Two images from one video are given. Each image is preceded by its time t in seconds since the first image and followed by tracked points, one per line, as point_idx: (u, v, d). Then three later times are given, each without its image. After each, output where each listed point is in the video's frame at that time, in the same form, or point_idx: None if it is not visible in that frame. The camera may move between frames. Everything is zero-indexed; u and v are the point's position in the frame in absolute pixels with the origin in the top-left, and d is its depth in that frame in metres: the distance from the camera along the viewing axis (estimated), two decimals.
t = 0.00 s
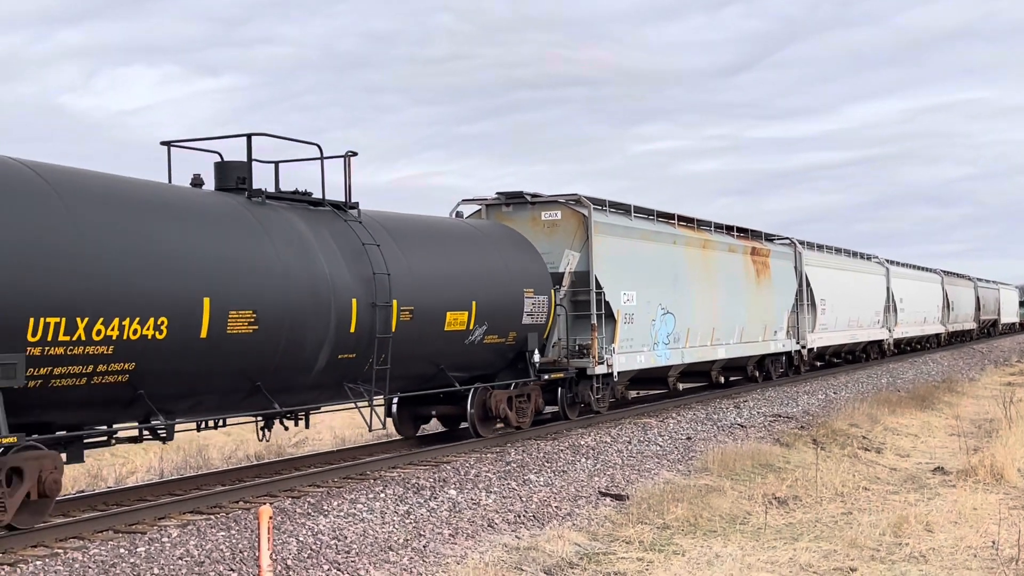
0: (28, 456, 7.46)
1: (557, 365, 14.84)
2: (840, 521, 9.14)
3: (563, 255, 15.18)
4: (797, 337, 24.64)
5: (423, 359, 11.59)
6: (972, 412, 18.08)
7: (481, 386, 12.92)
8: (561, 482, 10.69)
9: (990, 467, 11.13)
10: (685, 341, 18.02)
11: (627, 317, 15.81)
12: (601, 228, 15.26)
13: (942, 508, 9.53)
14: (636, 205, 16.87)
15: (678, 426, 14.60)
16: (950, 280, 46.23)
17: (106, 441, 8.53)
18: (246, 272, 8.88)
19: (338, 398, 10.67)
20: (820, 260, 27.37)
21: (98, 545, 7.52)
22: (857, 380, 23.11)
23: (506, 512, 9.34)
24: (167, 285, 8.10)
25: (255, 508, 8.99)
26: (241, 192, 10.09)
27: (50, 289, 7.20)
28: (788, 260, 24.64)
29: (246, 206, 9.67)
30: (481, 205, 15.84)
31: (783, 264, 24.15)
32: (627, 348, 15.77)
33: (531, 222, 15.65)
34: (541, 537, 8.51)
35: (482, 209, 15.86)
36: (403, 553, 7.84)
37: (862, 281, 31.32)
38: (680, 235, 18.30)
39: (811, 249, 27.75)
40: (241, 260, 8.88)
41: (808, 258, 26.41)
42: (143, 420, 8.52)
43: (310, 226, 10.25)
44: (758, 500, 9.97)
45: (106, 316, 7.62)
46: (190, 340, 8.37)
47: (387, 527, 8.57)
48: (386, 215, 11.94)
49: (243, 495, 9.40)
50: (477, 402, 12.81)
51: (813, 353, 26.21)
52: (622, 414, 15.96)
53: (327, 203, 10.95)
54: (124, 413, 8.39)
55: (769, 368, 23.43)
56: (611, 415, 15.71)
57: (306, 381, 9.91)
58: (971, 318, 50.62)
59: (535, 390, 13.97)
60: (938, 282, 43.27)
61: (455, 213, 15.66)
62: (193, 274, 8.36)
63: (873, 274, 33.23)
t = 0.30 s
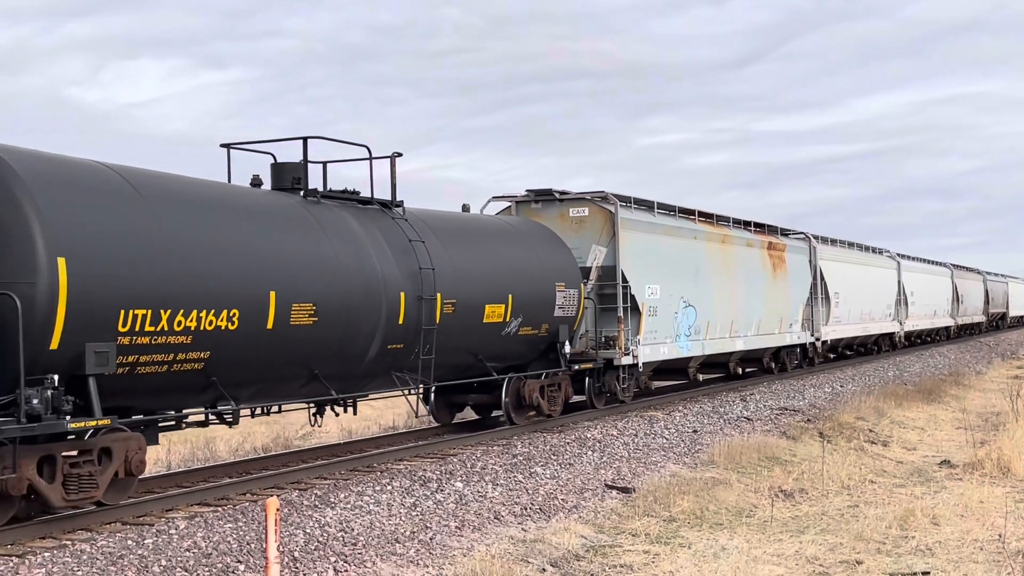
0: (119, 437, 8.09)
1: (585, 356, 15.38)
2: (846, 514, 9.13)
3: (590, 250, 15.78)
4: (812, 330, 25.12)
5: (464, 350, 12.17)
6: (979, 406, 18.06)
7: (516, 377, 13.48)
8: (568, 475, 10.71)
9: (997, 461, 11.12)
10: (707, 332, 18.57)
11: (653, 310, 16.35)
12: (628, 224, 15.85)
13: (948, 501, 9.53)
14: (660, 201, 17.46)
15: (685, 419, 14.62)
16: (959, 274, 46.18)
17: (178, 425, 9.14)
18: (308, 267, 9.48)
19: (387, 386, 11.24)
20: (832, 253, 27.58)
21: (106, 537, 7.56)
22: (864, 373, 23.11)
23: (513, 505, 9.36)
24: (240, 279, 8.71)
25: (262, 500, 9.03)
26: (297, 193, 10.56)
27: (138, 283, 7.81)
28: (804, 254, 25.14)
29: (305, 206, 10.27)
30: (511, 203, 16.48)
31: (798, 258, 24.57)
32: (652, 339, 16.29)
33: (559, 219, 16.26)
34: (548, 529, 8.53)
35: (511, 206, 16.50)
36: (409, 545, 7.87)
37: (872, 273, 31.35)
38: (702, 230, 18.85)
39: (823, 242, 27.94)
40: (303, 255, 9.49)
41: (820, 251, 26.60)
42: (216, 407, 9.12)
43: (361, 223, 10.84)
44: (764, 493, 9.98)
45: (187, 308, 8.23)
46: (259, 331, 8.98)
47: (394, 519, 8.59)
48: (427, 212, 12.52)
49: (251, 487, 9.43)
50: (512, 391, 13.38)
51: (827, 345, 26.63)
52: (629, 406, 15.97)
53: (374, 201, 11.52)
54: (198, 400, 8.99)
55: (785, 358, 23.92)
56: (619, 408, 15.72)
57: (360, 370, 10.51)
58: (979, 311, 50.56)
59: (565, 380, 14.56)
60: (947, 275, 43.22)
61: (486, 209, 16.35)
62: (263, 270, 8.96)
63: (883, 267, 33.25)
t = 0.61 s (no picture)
0: (200, 419, 8.86)
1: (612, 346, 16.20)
2: (852, 506, 9.14)
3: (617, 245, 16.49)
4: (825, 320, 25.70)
5: (502, 339, 12.99)
6: (985, 397, 18.05)
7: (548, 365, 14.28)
8: (573, 466, 10.72)
9: (1003, 452, 11.11)
10: (726, 322, 19.38)
11: (676, 301, 17.16)
12: (653, 218, 16.67)
13: (954, 492, 9.54)
14: (683, 197, 18.26)
15: (690, 411, 14.63)
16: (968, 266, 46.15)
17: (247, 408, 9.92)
18: (364, 262, 10.26)
19: (433, 372, 12.02)
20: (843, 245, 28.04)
21: (113, 528, 7.59)
22: (870, 364, 23.11)
23: (518, 496, 9.38)
24: (306, 272, 9.51)
25: (268, 491, 9.05)
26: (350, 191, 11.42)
27: (221, 276, 8.63)
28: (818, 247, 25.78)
29: (359, 204, 11.05)
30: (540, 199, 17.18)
31: (812, 250, 25.23)
32: (675, 330, 17.08)
33: (587, 214, 16.94)
34: (553, 521, 8.54)
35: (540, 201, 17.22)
36: (415, 537, 7.89)
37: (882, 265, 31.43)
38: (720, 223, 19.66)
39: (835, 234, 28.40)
40: (360, 251, 10.29)
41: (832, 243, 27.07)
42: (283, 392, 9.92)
43: (411, 220, 11.64)
44: (769, 485, 9.98)
45: (260, 299, 9.03)
46: (323, 320, 9.78)
47: (399, 511, 8.61)
48: (468, 208, 13.33)
49: (257, 479, 9.45)
50: (544, 378, 14.17)
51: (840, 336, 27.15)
52: (634, 398, 16.00)
53: (420, 199, 12.34)
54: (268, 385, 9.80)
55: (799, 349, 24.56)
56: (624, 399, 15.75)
57: (410, 357, 11.30)
58: (987, 302, 50.52)
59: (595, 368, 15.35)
60: (956, 267, 43.19)
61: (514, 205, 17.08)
62: (327, 264, 9.76)
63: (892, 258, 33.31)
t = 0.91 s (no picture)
0: (261, 404, 9.55)
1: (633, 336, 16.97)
2: (855, 498, 9.15)
3: (638, 238, 17.58)
4: (836, 311, 26.21)
5: (532, 330, 13.73)
6: (989, 390, 18.04)
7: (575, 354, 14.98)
8: (576, 459, 10.73)
9: (1007, 444, 11.10)
10: (742, 312, 20.15)
11: (695, 293, 17.95)
12: (674, 214, 17.52)
13: (958, 484, 9.54)
14: (701, 192, 19.05)
15: (694, 403, 14.64)
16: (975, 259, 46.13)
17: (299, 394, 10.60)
18: (409, 256, 10.95)
19: (468, 361, 12.74)
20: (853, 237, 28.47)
21: (117, 520, 7.60)
22: (874, 357, 23.12)
23: (522, 488, 9.39)
24: (358, 266, 10.20)
25: (273, 483, 9.06)
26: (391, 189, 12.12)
27: (283, 270, 9.31)
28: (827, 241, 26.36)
29: (401, 201, 11.73)
30: (565, 195, 18.31)
31: (822, 243, 25.91)
32: (695, 320, 17.85)
33: (610, 209, 18.05)
34: (556, 513, 8.54)
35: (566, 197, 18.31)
36: (418, 529, 7.90)
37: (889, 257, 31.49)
38: (736, 218, 20.41)
39: (844, 226, 28.84)
40: (405, 245, 10.99)
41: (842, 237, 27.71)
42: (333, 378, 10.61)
43: (450, 216, 12.34)
44: (773, 477, 9.98)
45: (317, 292, 9.72)
46: (372, 311, 10.49)
47: (402, 503, 8.63)
48: (500, 205, 14.03)
49: (261, 471, 9.47)
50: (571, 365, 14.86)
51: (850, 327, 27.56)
52: (637, 390, 16.00)
53: (457, 196, 13.03)
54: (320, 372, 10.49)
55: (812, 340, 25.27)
56: (627, 392, 15.75)
57: (448, 346, 12.01)
58: (993, 294, 50.50)
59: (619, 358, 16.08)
60: (963, 259, 43.17)
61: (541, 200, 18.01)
62: (376, 258, 10.47)
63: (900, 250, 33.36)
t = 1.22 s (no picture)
0: (315, 389, 10.14)
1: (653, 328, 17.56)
2: (858, 491, 9.16)
3: (658, 232, 17.96)
4: (845, 303, 26.55)
5: (559, 321, 14.32)
6: (992, 382, 18.03)
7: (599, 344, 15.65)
8: (579, 452, 10.74)
9: (1010, 438, 11.10)
10: (758, 306, 20.67)
11: (711, 286, 18.45)
12: (692, 209, 18.01)
13: (961, 477, 9.54)
14: (716, 188, 19.56)
15: (697, 396, 14.65)
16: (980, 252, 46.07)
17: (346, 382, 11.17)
18: (449, 251, 11.54)
19: (502, 351, 13.28)
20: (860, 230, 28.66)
21: (120, 513, 7.63)
22: (876, 349, 23.14)
23: (524, 481, 9.40)
24: (404, 261, 10.79)
25: (275, 476, 9.07)
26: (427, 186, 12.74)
27: (337, 264, 9.88)
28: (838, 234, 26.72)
29: (439, 199, 12.32)
30: (585, 191, 18.72)
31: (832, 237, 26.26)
32: (711, 313, 18.35)
33: (629, 205, 18.50)
34: (558, 506, 8.55)
35: (586, 193, 18.75)
36: (421, 521, 7.91)
37: (895, 250, 31.50)
38: (750, 212, 20.91)
39: (852, 220, 29.08)
40: (445, 240, 11.57)
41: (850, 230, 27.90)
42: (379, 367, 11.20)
43: (484, 213, 12.93)
44: (775, 470, 9.99)
45: (366, 284, 10.31)
46: (416, 303, 11.07)
47: (405, 495, 8.64)
48: (527, 201, 14.64)
49: (264, 464, 9.47)
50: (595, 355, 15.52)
51: (858, 319, 27.77)
52: (640, 383, 15.99)
53: (490, 193, 13.65)
54: (368, 361, 11.05)
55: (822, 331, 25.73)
56: (630, 385, 15.75)
57: (484, 337, 12.58)
58: (998, 287, 50.46)
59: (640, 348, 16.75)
60: (969, 253, 43.11)
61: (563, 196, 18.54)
62: (420, 253, 11.04)
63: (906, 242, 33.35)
